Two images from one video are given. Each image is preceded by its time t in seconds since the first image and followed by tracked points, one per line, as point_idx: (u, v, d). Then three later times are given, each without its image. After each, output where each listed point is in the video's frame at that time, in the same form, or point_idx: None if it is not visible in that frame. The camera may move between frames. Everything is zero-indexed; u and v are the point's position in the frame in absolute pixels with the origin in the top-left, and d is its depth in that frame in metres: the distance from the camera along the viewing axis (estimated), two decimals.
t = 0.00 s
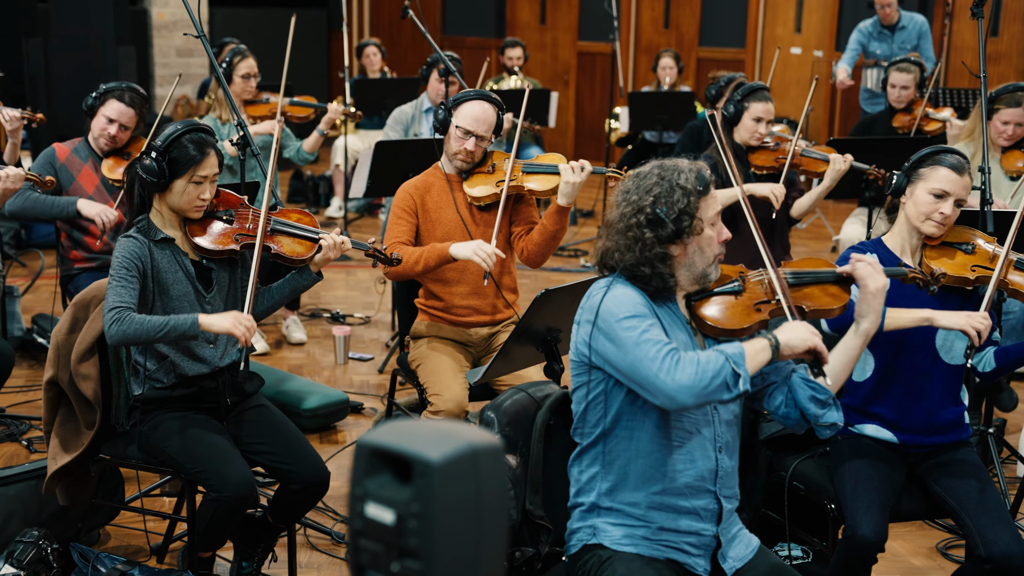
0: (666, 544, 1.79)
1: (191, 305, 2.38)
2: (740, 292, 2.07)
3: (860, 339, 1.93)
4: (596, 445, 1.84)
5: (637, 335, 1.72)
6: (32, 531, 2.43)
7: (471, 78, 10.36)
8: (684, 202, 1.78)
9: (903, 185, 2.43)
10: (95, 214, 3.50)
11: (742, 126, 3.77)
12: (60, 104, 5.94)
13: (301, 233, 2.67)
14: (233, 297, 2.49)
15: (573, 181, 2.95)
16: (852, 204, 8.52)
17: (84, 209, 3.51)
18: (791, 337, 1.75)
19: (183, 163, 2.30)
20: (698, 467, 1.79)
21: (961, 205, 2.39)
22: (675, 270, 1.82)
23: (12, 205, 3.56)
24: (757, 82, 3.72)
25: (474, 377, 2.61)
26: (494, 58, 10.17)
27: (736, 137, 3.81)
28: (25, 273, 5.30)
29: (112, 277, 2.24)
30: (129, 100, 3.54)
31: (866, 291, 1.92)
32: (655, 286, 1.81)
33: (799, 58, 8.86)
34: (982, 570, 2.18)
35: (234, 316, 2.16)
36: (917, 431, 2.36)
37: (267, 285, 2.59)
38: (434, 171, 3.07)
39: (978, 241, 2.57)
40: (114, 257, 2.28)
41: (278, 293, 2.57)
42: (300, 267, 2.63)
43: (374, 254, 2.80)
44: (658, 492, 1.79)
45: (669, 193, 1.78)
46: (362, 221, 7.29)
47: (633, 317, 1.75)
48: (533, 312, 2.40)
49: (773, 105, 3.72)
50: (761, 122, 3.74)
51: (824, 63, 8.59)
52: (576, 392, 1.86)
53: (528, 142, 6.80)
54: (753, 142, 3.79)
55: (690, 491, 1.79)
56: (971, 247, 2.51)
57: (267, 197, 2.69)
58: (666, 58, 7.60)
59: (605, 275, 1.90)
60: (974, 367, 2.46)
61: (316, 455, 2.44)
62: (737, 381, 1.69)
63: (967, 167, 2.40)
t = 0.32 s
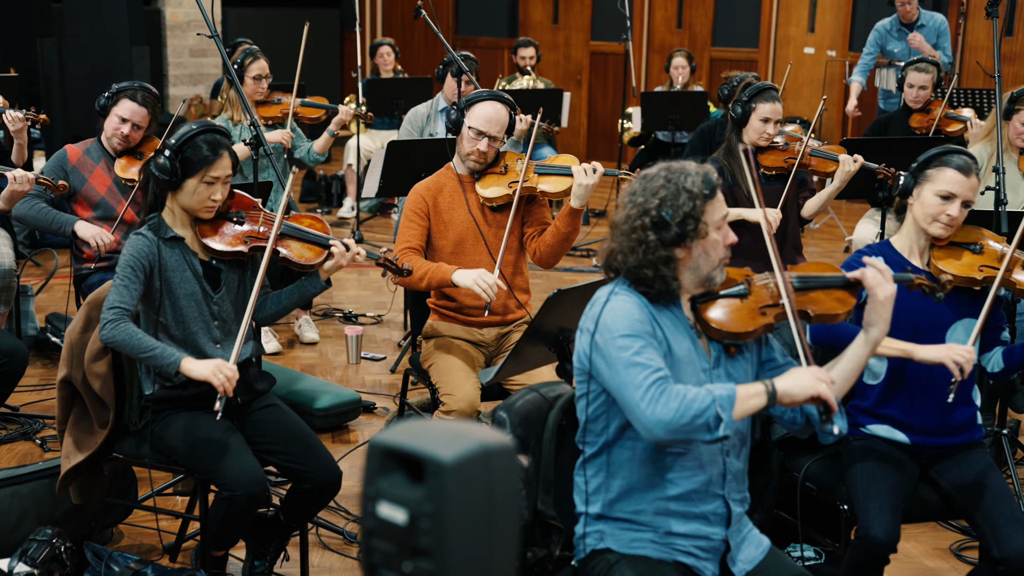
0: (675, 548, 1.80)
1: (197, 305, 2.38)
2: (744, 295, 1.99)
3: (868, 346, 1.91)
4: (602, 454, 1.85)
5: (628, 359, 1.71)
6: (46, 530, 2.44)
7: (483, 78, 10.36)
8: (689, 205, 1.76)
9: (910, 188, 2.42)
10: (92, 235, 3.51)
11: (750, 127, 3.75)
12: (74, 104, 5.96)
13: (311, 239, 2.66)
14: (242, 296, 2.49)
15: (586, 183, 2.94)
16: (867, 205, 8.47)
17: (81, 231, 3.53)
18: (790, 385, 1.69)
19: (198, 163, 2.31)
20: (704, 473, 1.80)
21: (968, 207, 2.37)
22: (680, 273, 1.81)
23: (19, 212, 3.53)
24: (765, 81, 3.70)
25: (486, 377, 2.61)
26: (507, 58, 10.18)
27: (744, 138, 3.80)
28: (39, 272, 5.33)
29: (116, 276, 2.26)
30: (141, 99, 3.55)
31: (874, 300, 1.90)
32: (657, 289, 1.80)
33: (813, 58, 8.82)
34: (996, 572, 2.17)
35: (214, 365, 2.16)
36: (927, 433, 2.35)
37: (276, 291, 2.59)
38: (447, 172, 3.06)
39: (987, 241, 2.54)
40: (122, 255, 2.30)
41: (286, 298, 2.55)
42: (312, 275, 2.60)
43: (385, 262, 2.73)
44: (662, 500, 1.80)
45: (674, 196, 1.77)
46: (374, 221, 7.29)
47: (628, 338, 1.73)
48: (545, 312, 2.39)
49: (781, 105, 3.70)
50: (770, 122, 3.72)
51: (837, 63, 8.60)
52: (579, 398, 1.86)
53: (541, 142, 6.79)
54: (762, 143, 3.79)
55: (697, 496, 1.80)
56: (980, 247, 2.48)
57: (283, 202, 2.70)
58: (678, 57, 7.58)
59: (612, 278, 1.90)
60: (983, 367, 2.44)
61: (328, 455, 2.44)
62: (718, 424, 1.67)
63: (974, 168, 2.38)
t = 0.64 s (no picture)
0: (684, 551, 1.79)
1: (207, 305, 2.38)
2: (749, 299, 1.99)
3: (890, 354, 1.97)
4: (605, 460, 1.84)
5: (622, 370, 1.70)
6: (57, 529, 2.45)
7: (493, 78, 10.36)
8: (694, 208, 1.75)
9: (915, 189, 2.42)
10: (90, 252, 3.52)
11: (758, 128, 3.75)
12: (86, 105, 5.98)
13: (324, 249, 2.67)
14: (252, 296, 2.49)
15: (607, 189, 2.95)
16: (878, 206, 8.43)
17: (79, 247, 3.54)
18: (788, 421, 1.66)
19: (219, 164, 2.32)
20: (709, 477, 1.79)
21: (972, 210, 2.35)
22: (682, 276, 1.81)
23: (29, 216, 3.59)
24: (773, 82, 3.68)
25: (496, 377, 2.60)
26: (518, 59, 10.18)
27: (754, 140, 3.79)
28: (51, 273, 5.36)
29: (130, 273, 2.27)
30: (152, 99, 3.56)
31: (907, 309, 1.92)
32: (660, 292, 1.79)
33: (824, 59, 8.80)
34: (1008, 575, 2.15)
35: (202, 388, 2.18)
36: (936, 434, 2.34)
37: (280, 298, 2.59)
38: (457, 172, 3.05)
39: (995, 244, 2.50)
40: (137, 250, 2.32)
41: (293, 306, 2.54)
42: (322, 285, 2.62)
43: (395, 279, 2.77)
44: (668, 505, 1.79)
45: (679, 198, 1.76)
46: (384, 221, 7.30)
47: (624, 347, 1.72)
48: (556, 312, 2.38)
49: (788, 107, 3.69)
50: (777, 124, 3.71)
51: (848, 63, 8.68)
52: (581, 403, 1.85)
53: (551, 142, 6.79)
54: (771, 145, 3.76)
55: (703, 499, 1.80)
56: (989, 250, 2.45)
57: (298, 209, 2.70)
58: (689, 57, 7.56)
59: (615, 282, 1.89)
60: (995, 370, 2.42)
61: (338, 454, 2.44)
62: (706, 447, 1.66)
63: (980, 170, 2.35)
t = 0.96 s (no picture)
0: (694, 556, 1.78)
1: (223, 303, 2.38)
2: (750, 309, 2.00)
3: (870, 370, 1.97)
4: (615, 467, 1.82)
5: (645, 395, 1.69)
6: (68, 529, 2.46)
7: (504, 79, 10.37)
8: (710, 218, 1.75)
9: (928, 190, 2.40)
10: (85, 273, 3.49)
11: (773, 128, 3.73)
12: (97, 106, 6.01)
13: (341, 255, 2.67)
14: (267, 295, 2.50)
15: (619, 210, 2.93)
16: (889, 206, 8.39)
17: (76, 268, 3.52)
18: (811, 490, 1.62)
19: (243, 163, 2.32)
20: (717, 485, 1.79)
21: (985, 213, 2.35)
22: (694, 283, 1.81)
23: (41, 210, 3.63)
24: (789, 84, 3.66)
25: (506, 378, 2.59)
26: (528, 59, 10.19)
27: (767, 140, 3.77)
28: (62, 272, 5.39)
29: (148, 268, 2.28)
30: (164, 99, 3.57)
31: (894, 325, 1.92)
32: (671, 299, 1.79)
33: (835, 59, 8.77)
34: None
35: (204, 394, 2.17)
36: (947, 435, 2.32)
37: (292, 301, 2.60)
38: (469, 176, 3.03)
39: (1006, 247, 2.45)
40: (156, 245, 2.32)
41: (304, 312, 2.55)
42: (337, 291, 2.62)
43: (409, 288, 2.77)
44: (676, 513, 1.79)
45: (694, 208, 1.75)
46: (394, 222, 7.31)
47: (645, 367, 1.71)
48: (567, 312, 2.38)
49: (804, 108, 3.67)
50: (792, 124, 3.70)
51: (858, 64, 8.60)
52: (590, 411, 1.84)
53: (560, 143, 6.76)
54: (784, 145, 3.75)
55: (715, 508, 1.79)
56: (998, 254, 2.41)
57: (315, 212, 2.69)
58: (699, 58, 7.55)
59: (623, 285, 1.89)
60: (1000, 373, 2.43)
61: (349, 454, 2.44)
62: (726, 495, 1.66)
63: (992, 174, 2.34)
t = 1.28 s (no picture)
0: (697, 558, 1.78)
1: (241, 299, 2.39)
2: (760, 324, 2.00)
3: (857, 390, 1.99)
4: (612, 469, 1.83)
5: (627, 393, 1.71)
6: (79, 527, 2.46)
7: (513, 78, 10.37)
8: (710, 238, 1.75)
9: (935, 190, 2.40)
10: (87, 273, 3.49)
11: (789, 126, 3.70)
12: (108, 105, 6.03)
13: (357, 249, 2.67)
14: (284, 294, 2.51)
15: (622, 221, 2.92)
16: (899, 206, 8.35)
17: (77, 266, 3.52)
18: (753, 557, 1.60)
19: (261, 158, 2.32)
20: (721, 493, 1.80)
21: (993, 211, 2.34)
22: (694, 297, 1.80)
23: (49, 203, 3.61)
24: (809, 83, 3.65)
25: (514, 377, 2.59)
26: (538, 59, 10.19)
27: (783, 138, 3.74)
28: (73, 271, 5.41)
29: (167, 260, 2.28)
30: (175, 97, 3.59)
31: (895, 352, 2.00)
32: (670, 309, 1.80)
33: (846, 58, 8.74)
34: None
35: (213, 387, 2.12)
36: (958, 434, 2.30)
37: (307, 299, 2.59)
38: (485, 177, 3.02)
39: (1014, 247, 2.46)
40: (175, 240, 2.33)
41: (325, 305, 2.56)
42: (352, 285, 2.62)
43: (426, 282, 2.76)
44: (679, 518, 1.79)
45: (695, 226, 1.76)
46: (404, 221, 7.31)
47: (633, 365, 1.72)
48: (576, 312, 2.38)
49: (822, 108, 3.65)
50: (810, 124, 3.67)
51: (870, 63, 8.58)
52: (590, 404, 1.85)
53: (570, 142, 6.49)
54: (800, 144, 3.72)
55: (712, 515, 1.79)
56: (1006, 252, 2.41)
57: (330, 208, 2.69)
58: (709, 57, 7.52)
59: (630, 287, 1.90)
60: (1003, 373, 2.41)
61: (359, 453, 2.44)
62: (669, 520, 1.64)
63: (1000, 173, 2.35)
